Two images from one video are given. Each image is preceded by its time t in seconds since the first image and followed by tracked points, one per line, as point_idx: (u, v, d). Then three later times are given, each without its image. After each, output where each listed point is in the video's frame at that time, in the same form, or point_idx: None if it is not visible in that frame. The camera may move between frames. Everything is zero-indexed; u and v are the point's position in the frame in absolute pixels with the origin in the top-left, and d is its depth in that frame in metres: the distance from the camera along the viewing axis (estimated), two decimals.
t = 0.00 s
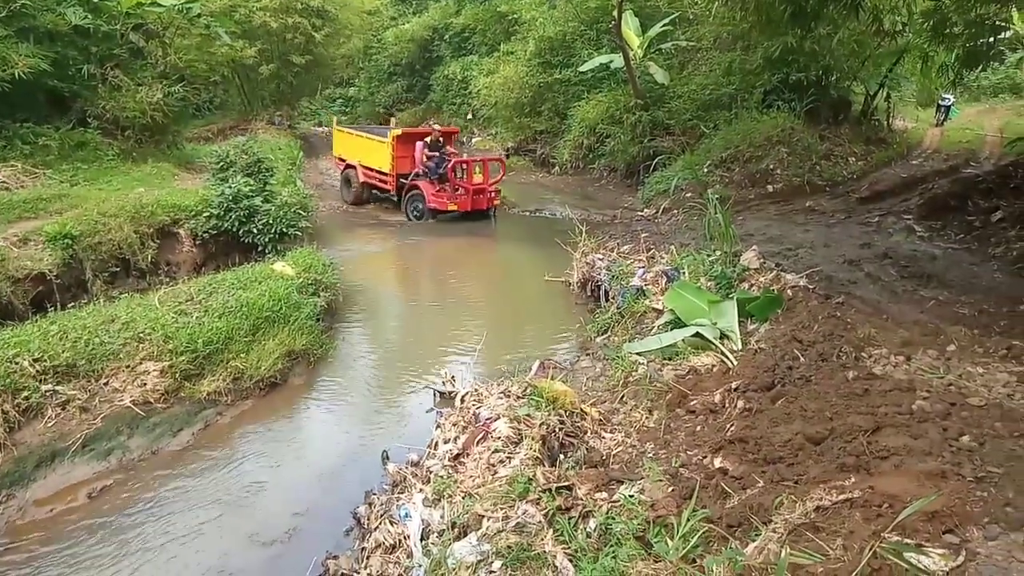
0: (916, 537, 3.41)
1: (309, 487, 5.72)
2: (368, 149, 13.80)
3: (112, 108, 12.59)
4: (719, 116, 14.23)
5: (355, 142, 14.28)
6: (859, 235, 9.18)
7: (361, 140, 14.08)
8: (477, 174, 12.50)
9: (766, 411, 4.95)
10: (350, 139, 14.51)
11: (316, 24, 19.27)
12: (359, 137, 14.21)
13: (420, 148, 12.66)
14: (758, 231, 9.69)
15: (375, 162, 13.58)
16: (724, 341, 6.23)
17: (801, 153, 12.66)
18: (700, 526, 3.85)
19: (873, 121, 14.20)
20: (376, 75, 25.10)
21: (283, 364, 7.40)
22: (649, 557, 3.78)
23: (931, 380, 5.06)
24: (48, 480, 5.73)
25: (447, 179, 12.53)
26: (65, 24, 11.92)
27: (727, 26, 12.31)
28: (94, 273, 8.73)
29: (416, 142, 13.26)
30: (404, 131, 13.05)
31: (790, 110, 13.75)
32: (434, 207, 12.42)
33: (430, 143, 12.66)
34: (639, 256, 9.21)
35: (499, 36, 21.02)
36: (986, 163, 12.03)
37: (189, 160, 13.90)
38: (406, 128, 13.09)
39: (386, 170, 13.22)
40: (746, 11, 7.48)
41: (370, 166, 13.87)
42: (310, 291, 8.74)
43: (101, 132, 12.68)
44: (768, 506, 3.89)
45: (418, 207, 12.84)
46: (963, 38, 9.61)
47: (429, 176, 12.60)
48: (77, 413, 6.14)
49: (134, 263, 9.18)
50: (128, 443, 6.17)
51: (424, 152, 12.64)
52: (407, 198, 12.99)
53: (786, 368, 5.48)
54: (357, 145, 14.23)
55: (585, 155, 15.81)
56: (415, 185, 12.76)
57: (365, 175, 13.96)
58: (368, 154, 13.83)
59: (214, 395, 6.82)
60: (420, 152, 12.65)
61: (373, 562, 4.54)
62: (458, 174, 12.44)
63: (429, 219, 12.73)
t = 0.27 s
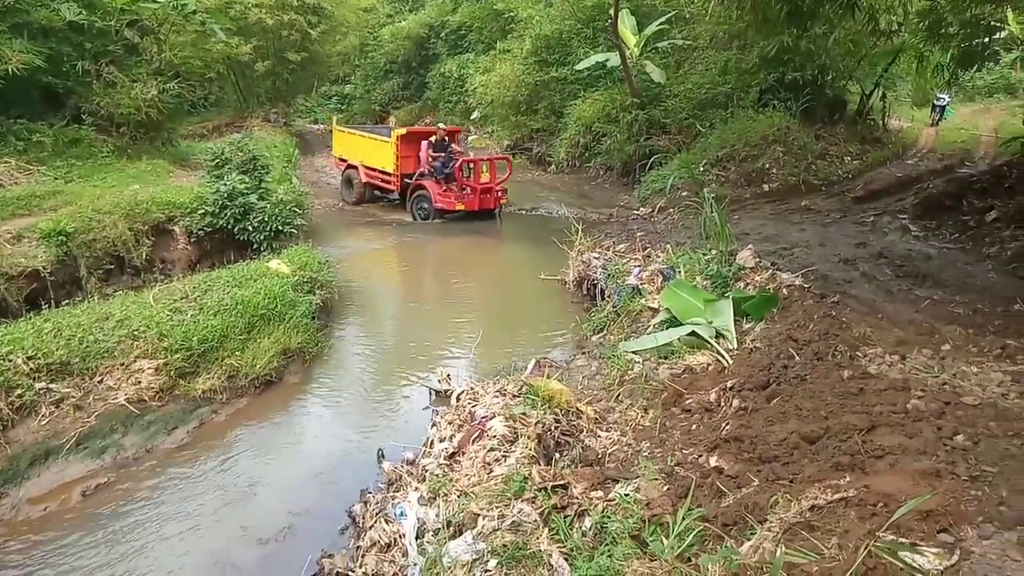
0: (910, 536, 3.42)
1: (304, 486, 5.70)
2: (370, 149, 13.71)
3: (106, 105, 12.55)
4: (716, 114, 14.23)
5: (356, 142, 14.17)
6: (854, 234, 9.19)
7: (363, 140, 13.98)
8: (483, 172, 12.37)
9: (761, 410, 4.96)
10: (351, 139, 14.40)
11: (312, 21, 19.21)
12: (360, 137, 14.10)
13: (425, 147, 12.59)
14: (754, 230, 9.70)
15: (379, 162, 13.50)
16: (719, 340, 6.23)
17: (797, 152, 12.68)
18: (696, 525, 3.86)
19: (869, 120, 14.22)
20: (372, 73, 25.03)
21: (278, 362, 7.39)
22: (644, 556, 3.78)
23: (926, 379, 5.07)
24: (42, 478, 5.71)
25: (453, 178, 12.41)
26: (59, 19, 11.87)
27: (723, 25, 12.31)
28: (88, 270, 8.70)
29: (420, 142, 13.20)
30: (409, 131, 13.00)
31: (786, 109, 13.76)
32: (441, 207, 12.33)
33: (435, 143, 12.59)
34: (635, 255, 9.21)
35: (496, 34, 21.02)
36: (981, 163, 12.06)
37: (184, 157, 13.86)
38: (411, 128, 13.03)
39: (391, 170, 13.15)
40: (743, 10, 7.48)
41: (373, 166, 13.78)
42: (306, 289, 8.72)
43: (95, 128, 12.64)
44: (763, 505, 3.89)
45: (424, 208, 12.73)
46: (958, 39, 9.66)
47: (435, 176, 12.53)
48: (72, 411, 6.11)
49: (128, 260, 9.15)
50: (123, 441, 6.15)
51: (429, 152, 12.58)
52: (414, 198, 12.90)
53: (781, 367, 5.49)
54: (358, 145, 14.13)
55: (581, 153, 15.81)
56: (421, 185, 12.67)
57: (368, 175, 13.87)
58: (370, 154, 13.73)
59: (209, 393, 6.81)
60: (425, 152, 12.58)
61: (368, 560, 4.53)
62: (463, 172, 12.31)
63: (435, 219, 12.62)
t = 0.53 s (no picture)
0: (910, 534, 3.42)
1: (302, 487, 5.70)
2: (374, 150, 13.61)
3: (104, 106, 12.53)
4: (713, 113, 14.23)
5: (359, 143, 14.05)
6: (852, 233, 9.19)
7: (366, 141, 13.87)
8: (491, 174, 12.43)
9: (760, 409, 4.96)
10: (353, 140, 14.28)
11: (310, 21, 19.17)
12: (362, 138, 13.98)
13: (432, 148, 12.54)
14: (752, 229, 9.70)
15: (383, 164, 13.40)
16: (717, 339, 6.23)
17: (795, 151, 12.68)
18: (695, 524, 3.86)
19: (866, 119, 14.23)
20: (370, 73, 25.01)
21: (277, 363, 7.39)
22: (644, 555, 3.78)
23: (924, 377, 5.08)
24: (40, 480, 5.70)
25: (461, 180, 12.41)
26: (56, 20, 11.85)
27: (721, 24, 12.31)
28: (86, 271, 8.69)
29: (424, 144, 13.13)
30: (414, 133, 12.92)
31: (783, 108, 13.77)
32: (449, 208, 12.27)
33: (442, 144, 12.57)
34: (633, 254, 9.22)
35: (493, 33, 21.04)
36: (978, 161, 12.07)
37: (182, 157, 13.83)
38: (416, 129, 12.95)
39: (395, 171, 13.04)
40: (740, 9, 7.48)
41: (376, 167, 13.67)
42: (304, 290, 8.71)
43: (93, 129, 12.62)
44: (763, 504, 3.89)
45: (431, 209, 12.63)
46: (956, 37, 9.67)
47: (442, 177, 12.48)
48: (70, 412, 6.10)
49: (126, 261, 9.13)
50: (121, 443, 6.15)
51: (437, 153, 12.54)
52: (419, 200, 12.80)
53: (780, 366, 5.49)
54: (361, 146, 14.02)
55: (579, 153, 15.82)
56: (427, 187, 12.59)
57: (371, 177, 13.76)
58: (374, 155, 13.63)
59: (207, 395, 6.81)
60: (432, 153, 12.53)
61: (367, 561, 4.53)
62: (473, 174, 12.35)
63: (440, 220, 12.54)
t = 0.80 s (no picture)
0: (906, 535, 3.42)
1: (299, 491, 5.69)
2: (376, 155, 13.60)
3: (100, 111, 12.53)
4: (709, 115, 14.26)
5: (360, 147, 14.03)
6: (848, 234, 9.21)
7: (368, 145, 13.86)
8: (496, 176, 12.36)
9: (757, 411, 4.96)
10: (355, 144, 14.26)
11: (305, 26, 19.23)
12: (364, 143, 13.97)
13: (436, 152, 12.54)
14: (748, 231, 9.72)
15: (385, 168, 13.39)
16: (714, 341, 6.24)
17: (790, 152, 12.71)
18: (693, 526, 3.86)
19: (861, 120, 14.27)
20: (366, 76, 25.02)
21: (274, 368, 7.39)
22: (642, 557, 3.78)
23: (921, 378, 5.09)
24: (37, 487, 5.68)
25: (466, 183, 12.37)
26: (51, 26, 11.85)
27: (716, 26, 12.34)
28: (82, 277, 8.68)
29: (427, 147, 13.15)
30: (418, 136, 12.93)
31: (779, 110, 13.81)
32: (453, 212, 12.28)
33: (447, 147, 12.53)
34: (630, 256, 9.23)
35: (489, 37, 21.10)
36: (973, 162, 12.11)
37: (178, 162, 13.82)
38: (419, 133, 12.96)
39: (399, 175, 13.06)
40: (735, 11, 7.51)
41: (379, 171, 13.66)
42: (301, 294, 8.71)
43: (89, 135, 12.61)
44: (760, 505, 3.90)
45: (435, 213, 12.62)
46: (950, 38, 9.69)
47: (446, 180, 12.45)
48: (66, 418, 6.09)
49: (123, 266, 9.12)
50: (118, 449, 6.14)
51: (441, 156, 12.53)
52: (424, 204, 12.79)
53: (776, 368, 5.50)
54: (362, 151, 14.01)
55: (576, 155, 15.85)
56: (432, 191, 12.58)
57: (374, 181, 13.76)
58: (376, 159, 13.62)
59: (205, 400, 6.80)
60: (437, 156, 12.52)
61: (365, 565, 4.52)
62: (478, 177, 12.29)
63: (447, 225, 12.49)
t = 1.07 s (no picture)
0: (900, 537, 3.43)
1: (294, 497, 5.67)
2: (377, 159, 13.51)
3: (91, 116, 12.49)
4: (702, 118, 14.29)
5: (359, 152, 13.94)
6: (841, 236, 9.24)
7: (367, 149, 13.77)
8: (499, 179, 12.26)
9: (751, 413, 4.97)
10: (353, 149, 14.16)
11: (298, 31, 19.15)
12: (363, 147, 13.85)
13: (439, 155, 12.45)
14: (741, 233, 9.75)
15: (386, 172, 13.32)
16: (708, 343, 6.25)
17: (783, 155, 12.76)
18: (687, 529, 3.86)
19: (853, 123, 14.34)
20: (359, 80, 25.02)
21: (267, 372, 7.37)
22: (636, 561, 3.78)
23: (913, 379, 5.11)
24: (28, 494, 5.65)
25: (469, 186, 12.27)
26: (42, 30, 11.82)
27: (708, 30, 12.39)
28: (74, 282, 8.65)
29: (429, 151, 13.08)
30: (421, 140, 12.86)
31: (771, 112, 13.86)
32: (457, 216, 12.19)
33: (450, 151, 12.44)
34: (623, 259, 9.24)
35: (482, 40, 21.14)
36: (964, 164, 12.17)
37: (170, 167, 13.79)
38: (421, 136, 12.89)
39: (400, 179, 13.00)
40: (726, 15, 7.54)
41: (379, 176, 13.58)
42: (295, 298, 8.69)
43: (81, 140, 12.58)
44: (754, 508, 3.90)
45: (438, 217, 12.54)
46: (940, 41, 9.74)
47: (450, 184, 12.33)
48: (59, 425, 6.07)
49: (115, 272, 9.09)
50: (110, 455, 6.11)
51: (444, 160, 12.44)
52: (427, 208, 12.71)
53: (770, 370, 5.51)
54: (361, 155, 13.92)
55: (569, 159, 15.87)
56: (435, 195, 12.51)
57: (374, 186, 13.68)
58: (376, 163, 13.53)
59: (198, 405, 6.78)
60: (439, 160, 12.44)
61: (360, 571, 4.51)
62: (481, 180, 12.18)
63: (451, 229, 12.41)
